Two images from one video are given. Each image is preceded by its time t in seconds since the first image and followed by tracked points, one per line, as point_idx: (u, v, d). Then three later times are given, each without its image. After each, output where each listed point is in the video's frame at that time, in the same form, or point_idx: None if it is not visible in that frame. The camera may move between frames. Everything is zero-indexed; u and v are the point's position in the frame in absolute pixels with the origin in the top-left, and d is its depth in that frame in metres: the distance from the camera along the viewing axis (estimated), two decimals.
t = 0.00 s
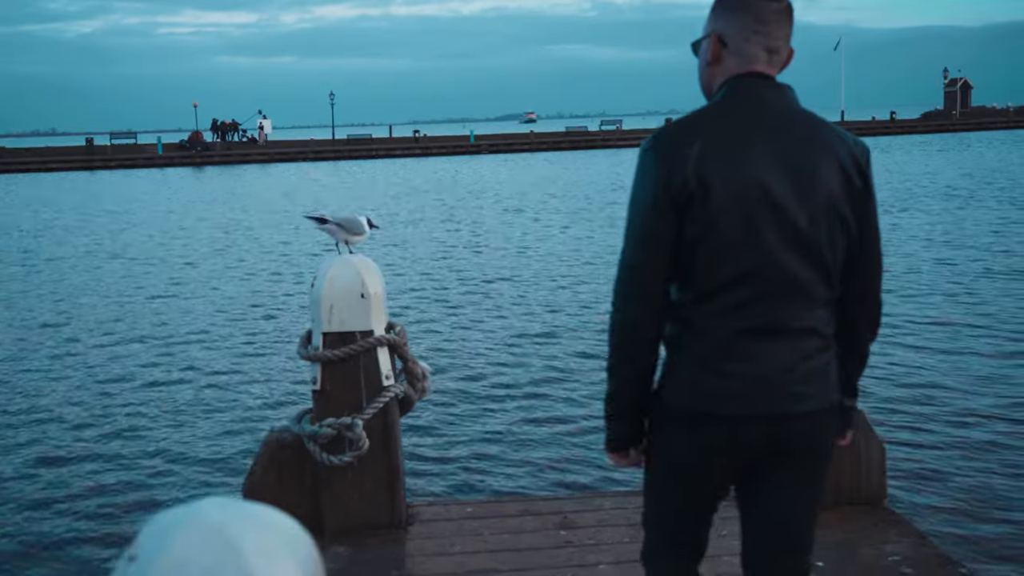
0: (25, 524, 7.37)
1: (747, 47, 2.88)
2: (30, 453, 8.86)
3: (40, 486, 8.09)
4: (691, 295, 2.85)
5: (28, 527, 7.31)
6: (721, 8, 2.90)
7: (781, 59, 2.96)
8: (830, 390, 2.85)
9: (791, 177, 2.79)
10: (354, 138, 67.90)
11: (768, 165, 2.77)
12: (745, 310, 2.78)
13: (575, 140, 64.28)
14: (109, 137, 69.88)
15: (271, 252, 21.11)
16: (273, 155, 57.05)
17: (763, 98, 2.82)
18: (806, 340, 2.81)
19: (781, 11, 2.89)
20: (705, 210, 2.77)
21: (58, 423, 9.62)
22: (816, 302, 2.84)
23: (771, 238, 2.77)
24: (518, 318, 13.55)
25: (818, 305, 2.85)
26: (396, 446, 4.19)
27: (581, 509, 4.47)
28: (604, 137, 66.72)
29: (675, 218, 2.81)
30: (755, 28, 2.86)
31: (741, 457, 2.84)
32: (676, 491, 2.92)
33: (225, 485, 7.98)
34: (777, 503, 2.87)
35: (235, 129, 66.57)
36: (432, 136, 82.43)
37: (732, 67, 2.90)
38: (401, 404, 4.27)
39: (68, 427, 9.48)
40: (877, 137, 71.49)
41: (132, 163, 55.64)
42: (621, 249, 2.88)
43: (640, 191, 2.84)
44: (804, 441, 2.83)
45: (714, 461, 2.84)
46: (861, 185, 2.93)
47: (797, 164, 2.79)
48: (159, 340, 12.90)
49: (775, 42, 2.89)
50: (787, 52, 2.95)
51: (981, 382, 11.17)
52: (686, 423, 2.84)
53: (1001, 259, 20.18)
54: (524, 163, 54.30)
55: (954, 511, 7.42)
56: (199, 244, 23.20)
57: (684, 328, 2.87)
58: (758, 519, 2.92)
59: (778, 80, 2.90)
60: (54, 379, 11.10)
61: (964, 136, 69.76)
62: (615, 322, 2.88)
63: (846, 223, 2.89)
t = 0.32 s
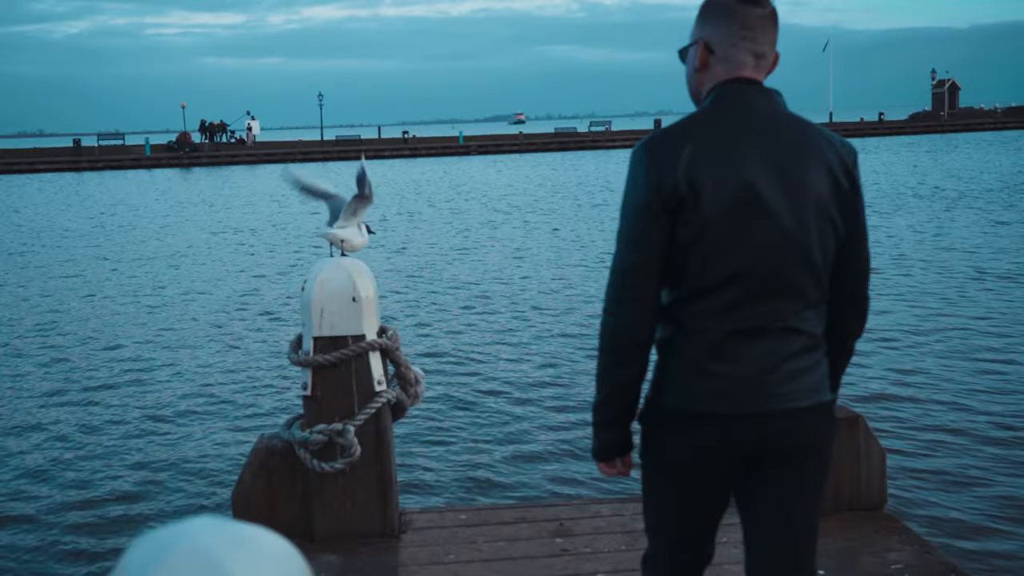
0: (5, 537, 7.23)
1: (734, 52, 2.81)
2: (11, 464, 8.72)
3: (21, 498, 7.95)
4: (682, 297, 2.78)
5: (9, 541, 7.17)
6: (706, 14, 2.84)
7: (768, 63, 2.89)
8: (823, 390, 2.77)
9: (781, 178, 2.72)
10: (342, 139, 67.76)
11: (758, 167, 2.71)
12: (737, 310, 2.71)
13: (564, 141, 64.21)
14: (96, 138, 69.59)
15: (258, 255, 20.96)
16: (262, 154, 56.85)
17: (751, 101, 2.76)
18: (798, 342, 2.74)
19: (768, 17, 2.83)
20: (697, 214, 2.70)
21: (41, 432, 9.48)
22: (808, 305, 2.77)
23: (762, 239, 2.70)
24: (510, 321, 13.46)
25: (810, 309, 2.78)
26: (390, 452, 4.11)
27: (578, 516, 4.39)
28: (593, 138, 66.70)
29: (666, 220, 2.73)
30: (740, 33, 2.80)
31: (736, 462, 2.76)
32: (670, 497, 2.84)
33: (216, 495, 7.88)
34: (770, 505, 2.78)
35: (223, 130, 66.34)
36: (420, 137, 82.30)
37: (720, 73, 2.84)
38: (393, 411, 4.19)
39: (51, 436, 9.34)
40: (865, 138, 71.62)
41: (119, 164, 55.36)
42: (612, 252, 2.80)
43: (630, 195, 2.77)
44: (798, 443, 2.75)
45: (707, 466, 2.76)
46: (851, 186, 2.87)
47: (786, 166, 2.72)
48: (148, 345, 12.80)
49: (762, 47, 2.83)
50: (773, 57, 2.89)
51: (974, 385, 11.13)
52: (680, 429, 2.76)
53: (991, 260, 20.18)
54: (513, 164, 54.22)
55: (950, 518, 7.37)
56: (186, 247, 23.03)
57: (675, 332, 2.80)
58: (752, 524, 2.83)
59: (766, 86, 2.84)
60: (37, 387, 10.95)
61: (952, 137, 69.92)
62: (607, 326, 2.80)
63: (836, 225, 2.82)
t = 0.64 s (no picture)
0: None
1: (712, 60, 2.79)
2: None
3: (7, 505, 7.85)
4: (662, 304, 2.76)
5: None
6: (683, 23, 2.82)
7: (746, 73, 2.87)
8: (805, 394, 2.73)
9: (757, 183, 2.69)
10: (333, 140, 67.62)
11: (733, 177, 2.68)
12: (714, 315, 2.68)
13: (556, 142, 64.16)
14: (87, 139, 69.34)
15: (249, 258, 20.86)
16: (253, 155, 56.68)
17: (727, 109, 2.73)
18: (778, 348, 2.70)
19: (745, 26, 2.80)
20: (673, 224, 2.69)
21: (28, 438, 9.38)
22: (788, 310, 2.73)
23: (738, 246, 2.67)
24: (504, 324, 13.39)
25: (790, 315, 2.74)
26: (384, 457, 4.02)
27: (576, 523, 4.32)
28: (585, 138, 66.65)
29: (643, 228, 2.72)
30: (719, 43, 2.78)
31: (717, 467, 2.74)
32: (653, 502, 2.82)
33: (207, 501, 7.80)
34: (753, 506, 2.75)
35: (214, 131, 66.19)
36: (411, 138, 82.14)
37: (699, 83, 2.82)
38: (388, 415, 4.10)
39: (38, 443, 9.24)
40: (857, 139, 71.71)
41: (109, 165, 55.14)
42: (591, 262, 2.80)
43: (608, 204, 2.76)
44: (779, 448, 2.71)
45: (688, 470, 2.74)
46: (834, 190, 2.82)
47: (762, 174, 2.69)
48: (140, 349, 12.71)
49: (739, 56, 2.79)
50: (752, 66, 2.86)
51: (969, 387, 11.10)
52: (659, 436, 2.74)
53: (983, 261, 20.18)
54: (505, 165, 54.10)
55: (947, 523, 7.33)
56: (176, 248, 22.91)
57: (657, 339, 2.78)
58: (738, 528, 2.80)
59: (744, 94, 2.80)
60: (24, 392, 10.84)
61: (942, 138, 70.05)
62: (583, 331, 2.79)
63: (816, 231, 2.78)
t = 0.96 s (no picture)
0: None
1: (688, 54, 2.94)
2: None
3: None
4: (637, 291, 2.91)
5: None
6: (662, 21, 2.97)
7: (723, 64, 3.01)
8: (777, 381, 2.86)
9: (728, 178, 2.82)
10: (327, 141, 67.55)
11: (704, 174, 2.81)
12: (685, 304, 2.82)
13: (550, 142, 64.12)
14: (80, 139, 69.21)
15: (242, 259, 20.79)
16: (246, 155, 56.56)
17: (701, 107, 2.86)
18: (747, 338, 2.83)
19: (719, 18, 2.96)
20: (644, 216, 2.84)
21: (19, 442, 9.32)
22: (757, 301, 2.86)
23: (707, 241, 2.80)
24: (498, 327, 13.32)
25: (760, 306, 2.86)
26: (380, 464, 3.94)
27: (575, 530, 4.24)
28: (580, 139, 66.63)
29: (617, 222, 2.88)
30: (692, 37, 2.93)
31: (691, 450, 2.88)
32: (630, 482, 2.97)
33: (198, 503, 7.72)
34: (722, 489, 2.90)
35: (207, 131, 66.10)
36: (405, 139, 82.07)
37: (677, 77, 2.96)
38: (384, 420, 4.02)
39: (30, 446, 9.18)
40: (850, 140, 71.81)
41: (102, 166, 55.02)
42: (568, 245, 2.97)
43: (586, 193, 2.92)
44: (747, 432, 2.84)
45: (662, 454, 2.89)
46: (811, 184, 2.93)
47: (730, 171, 2.82)
48: (132, 352, 12.62)
49: (715, 48, 2.95)
50: (729, 58, 3.00)
51: (964, 387, 11.05)
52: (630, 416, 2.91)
53: (977, 261, 20.16)
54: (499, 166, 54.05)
55: (941, 524, 7.29)
56: (169, 249, 22.83)
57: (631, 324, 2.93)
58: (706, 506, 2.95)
59: (720, 85, 2.96)
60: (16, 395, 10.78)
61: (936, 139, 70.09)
62: (555, 312, 2.98)
63: (788, 225, 2.89)
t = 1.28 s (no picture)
0: None
1: (671, 49, 2.92)
2: None
3: None
4: (618, 283, 2.92)
5: None
6: (647, 17, 2.95)
7: (710, 59, 2.98)
8: (755, 378, 2.85)
9: (705, 175, 2.79)
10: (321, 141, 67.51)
11: (679, 170, 2.79)
12: (662, 299, 2.82)
13: (545, 143, 64.14)
14: (73, 140, 69.12)
15: (234, 262, 20.70)
16: (240, 156, 56.45)
17: (681, 99, 2.85)
18: (723, 334, 2.81)
19: (703, 13, 2.91)
20: (620, 210, 2.85)
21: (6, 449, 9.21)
22: (736, 297, 2.84)
23: (682, 237, 2.79)
24: (492, 330, 13.19)
25: (739, 302, 2.84)
26: (375, 472, 3.85)
27: (574, 539, 4.17)
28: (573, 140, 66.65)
29: (596, 213, 2.91)
30: (675, 32, 2.90)
31: (671, 443, 2.89)
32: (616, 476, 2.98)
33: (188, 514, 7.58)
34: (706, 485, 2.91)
35: (201, 133, 66.04)
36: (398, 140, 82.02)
37: (662, 73, 2.94)
38: (379, 426, 3.93)
39: (17, 452, 9.09)
40: (845, 141, 71.86)
41: (95, 167, 54.87)
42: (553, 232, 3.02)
43: (567, 184, 2.95)
44: (725, 428, 2.85)
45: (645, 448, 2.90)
46: (795, 178, 2.88)
47: (707, 166, 2.79)
48: (123, 357, 12.47)
49: (697, 44, 2.91)
50: (715, 52, 2.96)
51: (963, 392, 10.93)
52: (613, 409, 2.92)
53: (973, 263, 20.06)
54: (492, 167, 53.99)
55: (938, 527, 7.22)
56: (161, 251, 22.74)
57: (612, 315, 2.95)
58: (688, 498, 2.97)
59: (704, 81, 2.91)
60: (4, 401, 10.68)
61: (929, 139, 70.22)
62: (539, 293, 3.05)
63: (768, 222, 2.86)
